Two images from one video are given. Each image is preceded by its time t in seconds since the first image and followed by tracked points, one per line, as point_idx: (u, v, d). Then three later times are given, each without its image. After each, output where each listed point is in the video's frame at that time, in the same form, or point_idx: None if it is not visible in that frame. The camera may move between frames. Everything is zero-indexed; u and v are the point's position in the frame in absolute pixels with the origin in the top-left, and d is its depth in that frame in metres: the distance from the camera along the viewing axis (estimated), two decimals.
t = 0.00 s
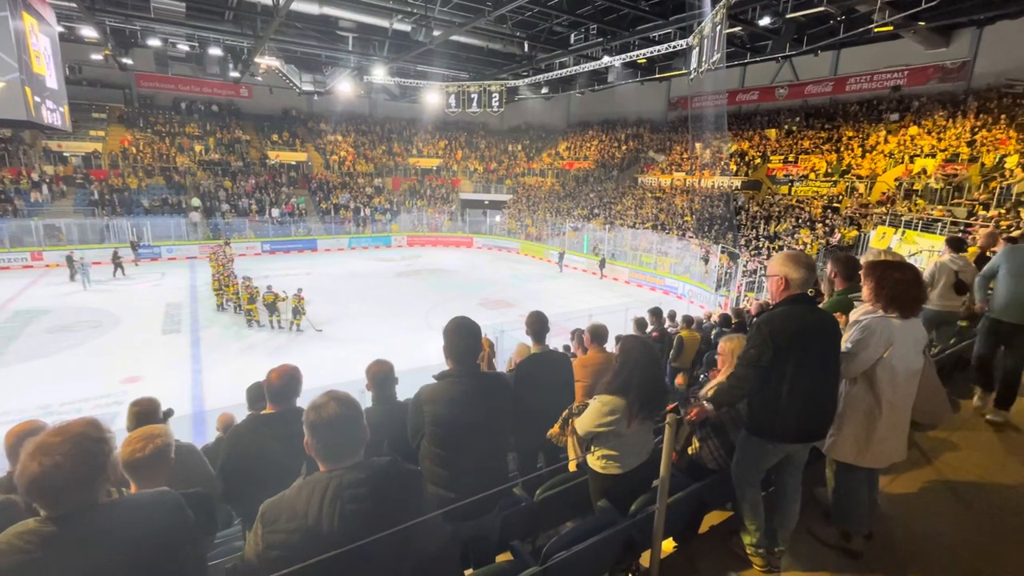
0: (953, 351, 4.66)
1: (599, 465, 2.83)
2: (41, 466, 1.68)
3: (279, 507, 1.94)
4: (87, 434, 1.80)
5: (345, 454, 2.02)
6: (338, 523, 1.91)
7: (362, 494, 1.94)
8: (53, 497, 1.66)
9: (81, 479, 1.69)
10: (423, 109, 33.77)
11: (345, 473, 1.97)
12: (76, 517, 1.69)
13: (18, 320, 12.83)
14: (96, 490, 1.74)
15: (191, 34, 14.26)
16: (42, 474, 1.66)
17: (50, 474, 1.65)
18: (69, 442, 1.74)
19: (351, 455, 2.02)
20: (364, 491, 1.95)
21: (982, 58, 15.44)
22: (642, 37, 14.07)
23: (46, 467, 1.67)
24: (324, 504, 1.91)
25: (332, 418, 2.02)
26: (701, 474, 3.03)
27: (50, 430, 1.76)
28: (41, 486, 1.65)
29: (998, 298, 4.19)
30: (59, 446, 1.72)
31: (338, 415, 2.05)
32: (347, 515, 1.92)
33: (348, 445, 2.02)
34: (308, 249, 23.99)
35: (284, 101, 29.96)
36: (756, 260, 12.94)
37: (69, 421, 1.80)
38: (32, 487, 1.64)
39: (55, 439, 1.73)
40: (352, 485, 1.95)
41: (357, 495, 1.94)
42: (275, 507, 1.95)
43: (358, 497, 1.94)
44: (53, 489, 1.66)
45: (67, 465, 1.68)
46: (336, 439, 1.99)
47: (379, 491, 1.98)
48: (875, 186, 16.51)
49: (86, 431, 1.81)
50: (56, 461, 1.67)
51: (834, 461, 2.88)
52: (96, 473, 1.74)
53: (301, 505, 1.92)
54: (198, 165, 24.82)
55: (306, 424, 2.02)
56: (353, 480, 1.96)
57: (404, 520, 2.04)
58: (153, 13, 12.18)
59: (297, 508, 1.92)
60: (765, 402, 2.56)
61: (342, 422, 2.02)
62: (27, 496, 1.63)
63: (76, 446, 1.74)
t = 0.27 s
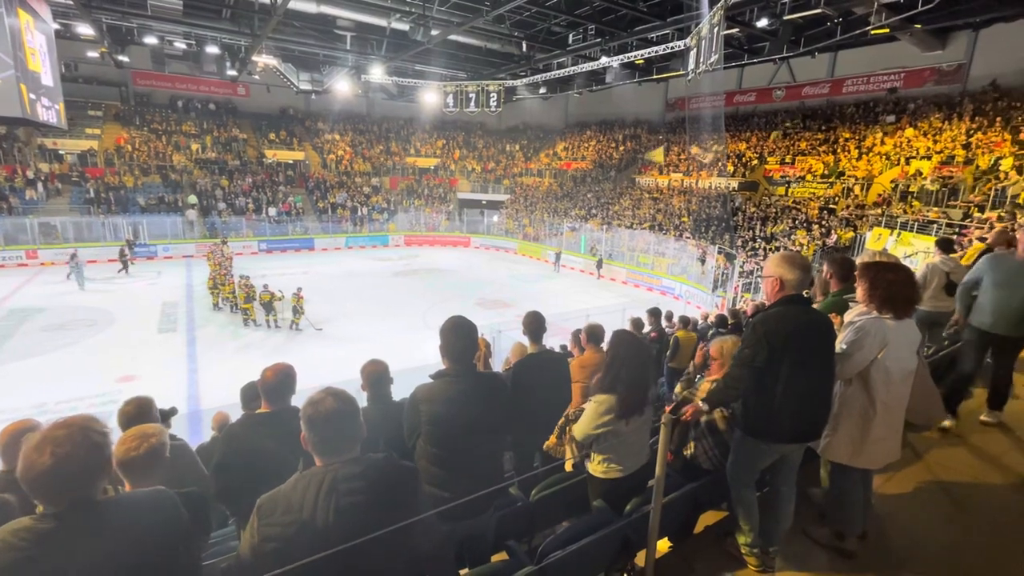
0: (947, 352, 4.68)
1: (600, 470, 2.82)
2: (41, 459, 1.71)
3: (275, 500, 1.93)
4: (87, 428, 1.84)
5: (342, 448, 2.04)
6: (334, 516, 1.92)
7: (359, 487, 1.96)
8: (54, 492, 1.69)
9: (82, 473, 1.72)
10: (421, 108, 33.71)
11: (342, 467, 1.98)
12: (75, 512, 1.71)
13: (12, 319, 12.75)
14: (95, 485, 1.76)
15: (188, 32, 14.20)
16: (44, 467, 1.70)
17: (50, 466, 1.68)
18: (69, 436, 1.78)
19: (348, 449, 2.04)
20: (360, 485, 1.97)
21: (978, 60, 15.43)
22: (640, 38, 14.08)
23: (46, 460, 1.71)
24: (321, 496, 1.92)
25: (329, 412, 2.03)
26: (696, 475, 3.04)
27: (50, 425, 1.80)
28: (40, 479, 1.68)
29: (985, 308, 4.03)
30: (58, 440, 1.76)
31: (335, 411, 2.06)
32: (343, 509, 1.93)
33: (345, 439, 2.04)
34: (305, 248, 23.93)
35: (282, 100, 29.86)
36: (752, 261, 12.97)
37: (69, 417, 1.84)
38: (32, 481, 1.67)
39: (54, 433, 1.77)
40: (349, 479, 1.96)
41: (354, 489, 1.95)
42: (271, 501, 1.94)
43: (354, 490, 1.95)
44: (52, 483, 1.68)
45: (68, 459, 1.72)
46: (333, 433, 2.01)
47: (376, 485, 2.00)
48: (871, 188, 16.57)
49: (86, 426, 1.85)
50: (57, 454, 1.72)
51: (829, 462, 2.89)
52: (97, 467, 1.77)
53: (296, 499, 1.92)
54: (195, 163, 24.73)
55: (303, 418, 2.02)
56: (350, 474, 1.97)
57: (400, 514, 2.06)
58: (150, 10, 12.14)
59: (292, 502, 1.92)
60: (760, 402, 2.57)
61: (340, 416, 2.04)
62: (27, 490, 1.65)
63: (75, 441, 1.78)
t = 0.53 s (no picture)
0: (944, 354, 4.68)
1: (599, 470, 2.83)
2: (38, 457, 1.72)
3: (272, 498, 1.92)
4: (84, 427, 1.85)
5: (339, 446, 2.03)
6: (332, 513, 1.92)
7: (355, 484, 1.96)
8: (49, 490, 1.69)
9: (78, 472, 1.73)
10: (420, 108, 33.70)
11: (338, 464, 1.97)
12: (70, 511, 1.71)
13: (9, 317, 12.72)
14: (90, 485, 1.77)
15: (187, 31, 14.19)
16: (42, 464, 1.71)
17: (47, 464, 1.69)
18: (67, 435, 1.79)
19: (345, 447, 2.04)
20: (357, 482, 1.97)
21: (976, 63, 15.40)
22: (639, 39, 14.09)
23: (43, 459, 1.72)
24: (318, 492, 1.92)
25: (326, 410, 2.03)
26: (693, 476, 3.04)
27: (47, 424, 1.81)
28: (38, 478, 1.69)
29: (977, 310, 3.95)
30: (55, 439, 1.76)
31: (332, 408, 2.06)
32: (340, 506, 1.93)
33: (342, 436, 2.03)
34: (303, 247, 23.91)
35: (281, 99, 29.83)
36: (751, 262, 12.98)
37: (66, 416, 1.85)
38: (29, 479, 1.68)
39: (51, 432, 1.78)
40: (345, 476, 1.96)
41: (352, 486, 1.95)
42: (267, 498, 1.93)
43: (352, 488, 1.95)
44: (49, 481, 1.69)
45: (65, 457, 1.73)
46: (329, 431, 2.01)
47: (373, 483, 2.00)
48: (869, 190, 16.64)
49: (83, 425, 1.86)
50: (54, 452, 1.73)
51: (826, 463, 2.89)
52: (93, 467, 1.78)
53: (293, 496, 1.92)
54: (193, 162, 24.69)
55: (300, 416, 2.02)
56: (347, 471, 1.97)
57: (396, 511, 2.07)
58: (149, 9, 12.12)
59: (289, 499, 1.91)
60: (757, 403, 2.57)
61: (337, 413, 2.04)
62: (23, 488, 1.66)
63: (73, 439, 1.79)
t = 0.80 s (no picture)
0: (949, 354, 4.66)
1: (606, 470, 2.81)
2: (43, 451, 1.71)
3: (277, 492, 1.92)
4: (88, 422, 1.85)
5: (343, 441, 2.02)
6: (335, 507, 1.91)
7: (359, 479, 1.95)
8: (52, 486, 1.68)
9: (81, 467, 1.72)
10: (422, 107, 33.70)
11: (342, 459, 1.96)
12: (68, 508, 1.69)
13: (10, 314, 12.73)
14: (92, 481, 1.76)
15: (190, 30, 14.17)
16: (46, 459, 1.70)
17: (51, 459, 1.68)
18: (70, 430, 1.78)
19: (351, 443, 2.02)
20: (361, 477, 1.96)
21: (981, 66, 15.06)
22: (642, 39, 14.07)
23: (46, 454, 1.70)
24: (322, 486, 1.91)
25: (331, 404, 2.03)
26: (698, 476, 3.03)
27: (51, 418, 1.80)
28: (41, 472, 1.68)
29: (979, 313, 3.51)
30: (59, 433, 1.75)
31: (337, 403, 2.05)
32: (344, 499, 1.92)
33: (347, 432, 2.02)
34: (305, 246, 23.93)
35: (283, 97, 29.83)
36: (753, 263, 12.97)
37: (69, 411, 1.84)
38: (30, 473, 1.67)
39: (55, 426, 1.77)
40: (349, 471, 1.95)
41: (356, 481, 1.95)
42: (272, 492, 1.92)
43: (356, 484, 1.94)
44: (53, 476, 1.68)
45: (70, 452, 1.72)
46: (334, 426, 2.00)
47: (377, 479, 1.99)
48: (872, 191, 16.69)
49: (87, 420, 1.85)
50: (58, 448, 1.71)
51: (830, 463, 2.88)
52: (95, 462, 1.77)
53: (299, 488, 1.92)
54: (195, 161, 24.72)
55: (305, 411, 2.01)
56: (352, 466, 1.96)
57: (400, 505, 2.07)
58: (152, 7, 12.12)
59: (294, 492, 1.91)
60: (762, 402, 2.56)
61: (341, 408, 2.03)
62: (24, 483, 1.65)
63: (76, 435, 1.78)
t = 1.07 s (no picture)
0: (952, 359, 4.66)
1: (612, 472, 2.80)
2: (47, 445, 1.70)
3: (282, 490, 1.90)
4: (92, 417, 1.84)
5: (348, 438, 2.00)
6: (340, 505, 1.89)
7: (365, 478, 1.93)
8: (55, 481, 1.67)
9: (84, 462, 1.71)
10: (424, 110, 33.74)
11: (346, 456, 1.95)
12: (72, 505, 1.68)
13: (10, 313, 12.71)
14: (94, 476, 1.74)
15: (192, 30, 14.18)
16: (50, 453, 1.69)
17: (55, 453, 1.67)
18: (74, 424, 1.78)
19: (356, 441, 2.01)
20: (367, 475, 1.94)
21: (980, 69, 15.28)
22: (644, 42, 14.10)
23: (51, 448, 1.69)
24: (327, 482, 1.90)
25: (335, 402, 2.01)
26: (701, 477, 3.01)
27: (54, 413, 1.79)
28: (45, 466, 1.67)
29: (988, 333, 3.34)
30: (63, 427, 1.75)
31: (342, 401, 2.04)
32: (350, 498, 1.91)
33: (352, 429, 2.01)
34: (305, 247, 23.91)
35: (285, 99, 29.88)
36: (753, 266, 12.97)
37: (73, 405, 1.84)
38: (34, 469, 1.66)
39: (59, 421, 1.76)
40: (354, 469, 1.93)
41: (361, 480, 1.92)
42: (277, 490, 1.91)
43: (361, 482, 1.93)
44: (56, 471, 1.67)
45: (74, 446, 1.71)
46: (339, 423, 1.98)
47: (383, 477, 1.98)
48: (872, 195, 16.71)
49: (90, 415, 1.85)
50: (62, 441, 1.71)
51: (835, 465, 2.87)
52: (99, 457, 1.76)
53: (303, 487, 1.90)
54: (196, 161, 24.73)
55: (310, 408, 2.00)
56: (356, 463, 1.94)
57: (405, 503, 2.06)
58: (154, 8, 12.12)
59: (299, 490, 1.90)
60: (767, 403, 2.55)
61: (346, 406, 2.02)
62: (28, 477, 1.64)
63: (80, 429, 1.77)
